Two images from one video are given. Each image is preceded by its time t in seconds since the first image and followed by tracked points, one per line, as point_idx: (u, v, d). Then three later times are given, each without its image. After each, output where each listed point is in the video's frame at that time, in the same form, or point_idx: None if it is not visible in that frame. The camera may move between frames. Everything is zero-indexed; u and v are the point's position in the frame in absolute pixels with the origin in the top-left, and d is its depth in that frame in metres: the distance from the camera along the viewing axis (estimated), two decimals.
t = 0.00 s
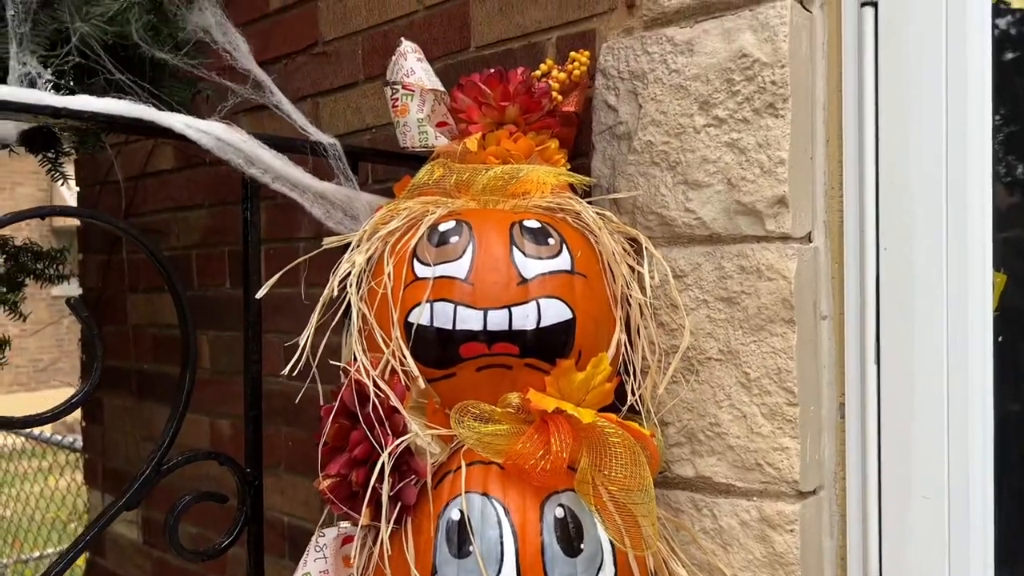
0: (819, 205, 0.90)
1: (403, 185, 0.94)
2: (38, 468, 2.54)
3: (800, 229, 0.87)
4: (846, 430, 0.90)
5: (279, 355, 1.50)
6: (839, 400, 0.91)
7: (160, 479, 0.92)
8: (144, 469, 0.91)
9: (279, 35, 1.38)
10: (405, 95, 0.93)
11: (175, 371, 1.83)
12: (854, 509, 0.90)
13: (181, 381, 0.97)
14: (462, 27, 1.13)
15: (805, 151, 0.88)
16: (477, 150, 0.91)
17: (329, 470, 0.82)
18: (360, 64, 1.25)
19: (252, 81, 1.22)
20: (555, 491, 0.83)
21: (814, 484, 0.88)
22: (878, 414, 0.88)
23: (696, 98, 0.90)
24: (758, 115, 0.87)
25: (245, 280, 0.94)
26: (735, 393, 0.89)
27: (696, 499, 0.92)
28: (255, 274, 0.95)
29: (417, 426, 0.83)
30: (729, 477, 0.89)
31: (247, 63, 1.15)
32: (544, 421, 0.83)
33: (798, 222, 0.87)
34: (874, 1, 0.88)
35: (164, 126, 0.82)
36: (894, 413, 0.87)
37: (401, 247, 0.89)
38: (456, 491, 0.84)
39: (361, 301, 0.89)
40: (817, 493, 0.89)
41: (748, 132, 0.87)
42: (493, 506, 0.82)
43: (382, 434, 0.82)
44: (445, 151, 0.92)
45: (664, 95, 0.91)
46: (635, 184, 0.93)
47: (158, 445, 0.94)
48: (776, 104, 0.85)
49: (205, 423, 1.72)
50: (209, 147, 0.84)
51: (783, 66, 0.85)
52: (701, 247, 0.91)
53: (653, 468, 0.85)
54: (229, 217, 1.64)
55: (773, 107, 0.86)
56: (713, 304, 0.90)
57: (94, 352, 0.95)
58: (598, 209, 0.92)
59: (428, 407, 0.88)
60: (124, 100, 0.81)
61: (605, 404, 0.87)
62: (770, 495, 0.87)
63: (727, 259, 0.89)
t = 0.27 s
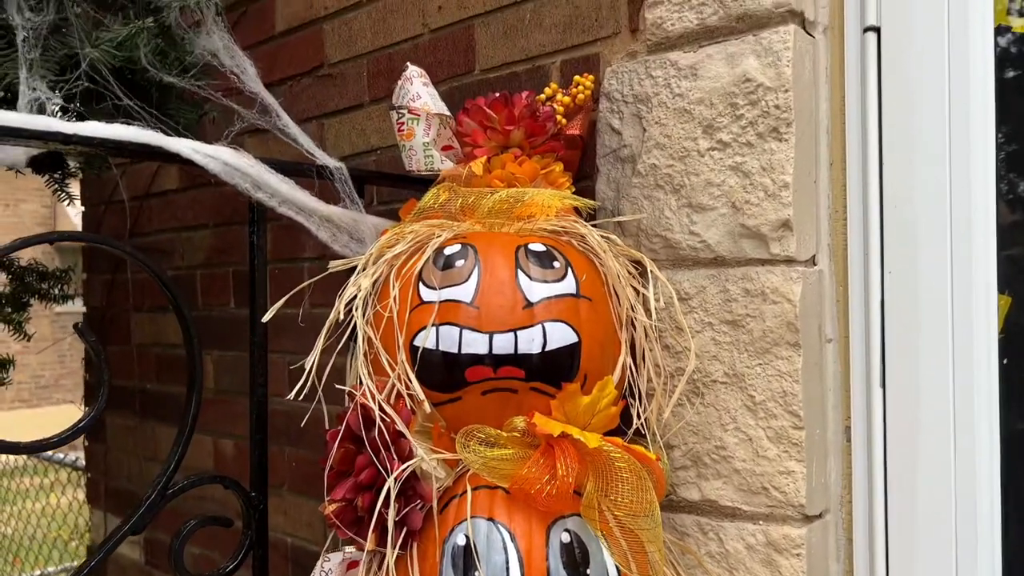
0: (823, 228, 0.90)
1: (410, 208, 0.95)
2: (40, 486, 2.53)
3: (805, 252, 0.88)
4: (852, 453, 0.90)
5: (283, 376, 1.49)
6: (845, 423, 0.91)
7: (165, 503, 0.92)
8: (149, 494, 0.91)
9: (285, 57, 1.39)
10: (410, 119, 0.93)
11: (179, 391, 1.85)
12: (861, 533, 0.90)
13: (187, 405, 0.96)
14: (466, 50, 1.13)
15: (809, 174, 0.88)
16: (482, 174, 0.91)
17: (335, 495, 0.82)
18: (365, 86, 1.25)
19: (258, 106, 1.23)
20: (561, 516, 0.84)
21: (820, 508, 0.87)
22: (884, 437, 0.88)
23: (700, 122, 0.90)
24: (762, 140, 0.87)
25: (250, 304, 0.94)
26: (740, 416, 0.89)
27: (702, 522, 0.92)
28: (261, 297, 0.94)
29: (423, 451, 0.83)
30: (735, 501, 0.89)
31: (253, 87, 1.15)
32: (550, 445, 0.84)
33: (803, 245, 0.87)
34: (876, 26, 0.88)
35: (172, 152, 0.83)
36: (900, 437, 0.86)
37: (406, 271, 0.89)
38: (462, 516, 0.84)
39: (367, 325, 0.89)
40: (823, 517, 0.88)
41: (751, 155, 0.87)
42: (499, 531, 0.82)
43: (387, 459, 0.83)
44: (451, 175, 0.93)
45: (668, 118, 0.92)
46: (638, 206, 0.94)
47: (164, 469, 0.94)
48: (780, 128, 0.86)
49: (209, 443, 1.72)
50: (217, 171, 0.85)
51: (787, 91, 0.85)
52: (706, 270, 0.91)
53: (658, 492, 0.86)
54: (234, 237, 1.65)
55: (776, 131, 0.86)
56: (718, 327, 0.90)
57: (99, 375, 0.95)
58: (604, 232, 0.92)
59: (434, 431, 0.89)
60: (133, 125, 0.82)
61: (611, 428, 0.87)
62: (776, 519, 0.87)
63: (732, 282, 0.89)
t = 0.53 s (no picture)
0: (849, 242, 0.83)
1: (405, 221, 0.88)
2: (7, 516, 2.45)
3: (829, 269, 0.82)
4: (882, 486, 0.83)
5: (269, 402, 1.42)
6: (873, 452, 0.84)
7: (140, 539, 0.85)
8: (123, 530, 0.84)
9: (267, 59, 1.29)
10: (405, 126, 0.87)
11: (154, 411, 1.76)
12: (891, 571, 0.83)
13: (164, 432, 0.90)
14: (465, 50, 1.04)
15: (834, 184, 0.82)
16: (482, 184, 0.85)
17: (323, 532, 0.76)
18: (357, 89, 1.16)
19: (245, 113, 1.17)
20: (567, 554, 0.78)
21: (847, 544, 0.81)
22: (916, 469, 0.81)
23: (716, 129, 0.84)
24: (783, 147, 0.81)
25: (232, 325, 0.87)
26: (760, 445, 0.82)
27: (720, 559, 0.85)
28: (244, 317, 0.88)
29: (418, 484, 0.77)
30: (755, 537, 0.83)
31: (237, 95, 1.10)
32: (555, 477, 0.77)
33: (827, 261, 0.81)
34: (905, 26, 0.82)
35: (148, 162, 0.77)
36: (933, 467, 0.80)
37: (400, 289, 0.83)
38: (460, 554, 0.79)
39: (358, 347, 0.83)
40: (851, 554, 0.82)
41: (772, 164, 0.81)
42: (501, 570, 0.77)
43: (379, 492, 0.76)
44: (449, 186, 0.86)
45: (682, 124, 0.85)
46: (648, 220, 0.86)
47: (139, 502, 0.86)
48: (802, 135, 0.80)
49: (190, 468, 1.65)
50: (197, 182, 0.79)
51: (810, 95, 0.79)
52: (722, 287, 0.84)
53: (673, 527, 0.79)
54: (217, 250, 1.57)
55: (799, 138, 0.80)
56: (736, 348, 0.83)
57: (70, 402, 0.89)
58: (613, 247, 0.86)
59: (429, 461, 0.82)
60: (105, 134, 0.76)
61: (621, 458, 0.80)
62: (799, 556, 0.81)
63: (751, 300, 0.83)
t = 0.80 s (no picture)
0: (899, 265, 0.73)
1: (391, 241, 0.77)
2: None
3: (876, 295, 0.71)
4: (938, 546, 0.73)
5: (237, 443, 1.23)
6: (929, 505, 0.74)
7: None
8: None
9: (237, 52, 1.09)
10: (394, 132, 0.76)
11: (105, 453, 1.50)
12: None
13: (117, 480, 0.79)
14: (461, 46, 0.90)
15: (880, 199, 0.72)
16: (480, 199, 0.74)
17: None
18: (338, 87, 0.98)
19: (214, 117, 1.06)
20: None
21: None
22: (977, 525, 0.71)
23: (747, 136, 0.74)
24: (823, 157, 0.71)
25: (197, 361, 0.76)
26: (799, 496, 0.72)
27: None
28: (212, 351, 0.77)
29: (406, 542, 0.67)
30: None
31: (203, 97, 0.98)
32: (563, 535, 0.67)
33: (874, 287, 0.71)
34: (961, 21, 0.73)
35: (96, 173, 0.66)
36: (999, 523, 0.70)
37: (387, 319, 0.72)
38: None
39: (339, 386, 0.73)
40: None
41: (810, 177, 0.72)
42: None
43: (363, 552, 0.66)
44: (443, 200, 0.75)
45: (708, 131, 0.75)
46: (671, 240, 0.76)
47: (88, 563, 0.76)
48: (844, 143, 0.70)
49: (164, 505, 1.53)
50: (157, 199, 0.69)
51: (853, 98, 0.70)
52: (755, 315, 0.74)
53: None
54: (179, 270, 1.33)
55: (840, 147, 0.70)
56: (770, 386, 0.73)
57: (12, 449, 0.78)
58: (630, 269, 0.75)
59: (420, 517, 0.70)
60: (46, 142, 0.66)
61: (639, 512, 0.70)
62: None
63: (788, 331, 0.72)
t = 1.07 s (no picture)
0: (946, 297, 0.66)
1: (381, 269, 0.69)
2: None
3: (921, 331, 0.64)
4: None
5: (206, 491, 1.10)
6: (981, 566, 0.66)
7: None
8: None
9: (208, 56, 0.99)
10: (382, 149, 0.68)
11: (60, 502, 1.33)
12: None
13: (73, 540, 0.72)
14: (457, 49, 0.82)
15: (925, 223, 0.64)
16: (479, 223, 0.66)
17: None
18: (321, 95, 0.89)
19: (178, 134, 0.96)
20: None
21: None
22: None
23: (776, 152, 0.66)
24: (860, 177, 0.64)
25: (163, 404, 0.68)
26: (836, 555, 0.64)
27: None
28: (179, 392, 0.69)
29: None
30: None
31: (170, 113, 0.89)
32: None
33: (919, 322, 0.64)
34: (1014, 25, 0.64)
35: (54, 197, 0.59)
36: None
37: (375, 357, 0.65)
38: None
39: (320, 432, 0.65)
40: None
41: (846, 199, 0.64)
42: None
43: None
44: (437, 223, 0.67)
45: (732, 146, 0.67)
46: (693, 267, 0.68)
47: None
48: (884, 162, 0.63)
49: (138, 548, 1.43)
50: (121, 224, 0.62)
51: (894, 111, 0.63)
52: (785, 353, 0.66)
53: None
54: (140, 297, 1.17)
55: (880, 166, 0.63)
56: (804, 432, 0.65)
57: None
58: (646, 300, 0.68)
59: None
60: None
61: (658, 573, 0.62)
62: None
63: (823, 370, 0.65)
